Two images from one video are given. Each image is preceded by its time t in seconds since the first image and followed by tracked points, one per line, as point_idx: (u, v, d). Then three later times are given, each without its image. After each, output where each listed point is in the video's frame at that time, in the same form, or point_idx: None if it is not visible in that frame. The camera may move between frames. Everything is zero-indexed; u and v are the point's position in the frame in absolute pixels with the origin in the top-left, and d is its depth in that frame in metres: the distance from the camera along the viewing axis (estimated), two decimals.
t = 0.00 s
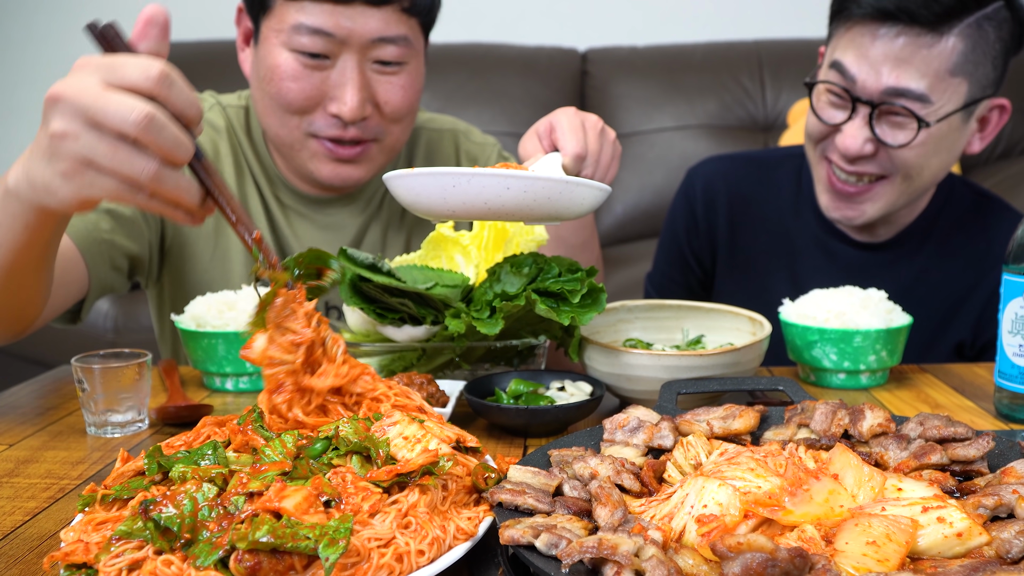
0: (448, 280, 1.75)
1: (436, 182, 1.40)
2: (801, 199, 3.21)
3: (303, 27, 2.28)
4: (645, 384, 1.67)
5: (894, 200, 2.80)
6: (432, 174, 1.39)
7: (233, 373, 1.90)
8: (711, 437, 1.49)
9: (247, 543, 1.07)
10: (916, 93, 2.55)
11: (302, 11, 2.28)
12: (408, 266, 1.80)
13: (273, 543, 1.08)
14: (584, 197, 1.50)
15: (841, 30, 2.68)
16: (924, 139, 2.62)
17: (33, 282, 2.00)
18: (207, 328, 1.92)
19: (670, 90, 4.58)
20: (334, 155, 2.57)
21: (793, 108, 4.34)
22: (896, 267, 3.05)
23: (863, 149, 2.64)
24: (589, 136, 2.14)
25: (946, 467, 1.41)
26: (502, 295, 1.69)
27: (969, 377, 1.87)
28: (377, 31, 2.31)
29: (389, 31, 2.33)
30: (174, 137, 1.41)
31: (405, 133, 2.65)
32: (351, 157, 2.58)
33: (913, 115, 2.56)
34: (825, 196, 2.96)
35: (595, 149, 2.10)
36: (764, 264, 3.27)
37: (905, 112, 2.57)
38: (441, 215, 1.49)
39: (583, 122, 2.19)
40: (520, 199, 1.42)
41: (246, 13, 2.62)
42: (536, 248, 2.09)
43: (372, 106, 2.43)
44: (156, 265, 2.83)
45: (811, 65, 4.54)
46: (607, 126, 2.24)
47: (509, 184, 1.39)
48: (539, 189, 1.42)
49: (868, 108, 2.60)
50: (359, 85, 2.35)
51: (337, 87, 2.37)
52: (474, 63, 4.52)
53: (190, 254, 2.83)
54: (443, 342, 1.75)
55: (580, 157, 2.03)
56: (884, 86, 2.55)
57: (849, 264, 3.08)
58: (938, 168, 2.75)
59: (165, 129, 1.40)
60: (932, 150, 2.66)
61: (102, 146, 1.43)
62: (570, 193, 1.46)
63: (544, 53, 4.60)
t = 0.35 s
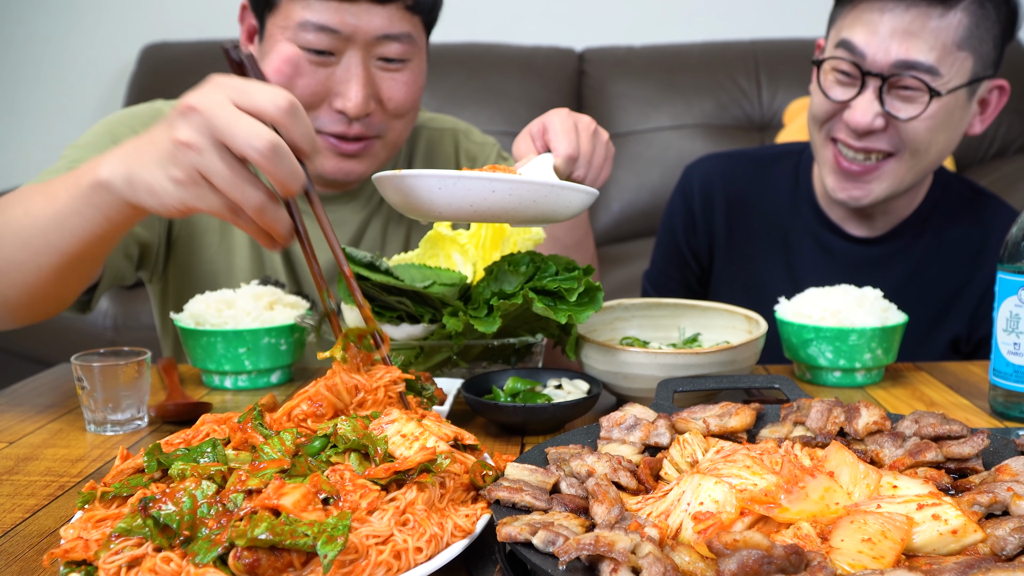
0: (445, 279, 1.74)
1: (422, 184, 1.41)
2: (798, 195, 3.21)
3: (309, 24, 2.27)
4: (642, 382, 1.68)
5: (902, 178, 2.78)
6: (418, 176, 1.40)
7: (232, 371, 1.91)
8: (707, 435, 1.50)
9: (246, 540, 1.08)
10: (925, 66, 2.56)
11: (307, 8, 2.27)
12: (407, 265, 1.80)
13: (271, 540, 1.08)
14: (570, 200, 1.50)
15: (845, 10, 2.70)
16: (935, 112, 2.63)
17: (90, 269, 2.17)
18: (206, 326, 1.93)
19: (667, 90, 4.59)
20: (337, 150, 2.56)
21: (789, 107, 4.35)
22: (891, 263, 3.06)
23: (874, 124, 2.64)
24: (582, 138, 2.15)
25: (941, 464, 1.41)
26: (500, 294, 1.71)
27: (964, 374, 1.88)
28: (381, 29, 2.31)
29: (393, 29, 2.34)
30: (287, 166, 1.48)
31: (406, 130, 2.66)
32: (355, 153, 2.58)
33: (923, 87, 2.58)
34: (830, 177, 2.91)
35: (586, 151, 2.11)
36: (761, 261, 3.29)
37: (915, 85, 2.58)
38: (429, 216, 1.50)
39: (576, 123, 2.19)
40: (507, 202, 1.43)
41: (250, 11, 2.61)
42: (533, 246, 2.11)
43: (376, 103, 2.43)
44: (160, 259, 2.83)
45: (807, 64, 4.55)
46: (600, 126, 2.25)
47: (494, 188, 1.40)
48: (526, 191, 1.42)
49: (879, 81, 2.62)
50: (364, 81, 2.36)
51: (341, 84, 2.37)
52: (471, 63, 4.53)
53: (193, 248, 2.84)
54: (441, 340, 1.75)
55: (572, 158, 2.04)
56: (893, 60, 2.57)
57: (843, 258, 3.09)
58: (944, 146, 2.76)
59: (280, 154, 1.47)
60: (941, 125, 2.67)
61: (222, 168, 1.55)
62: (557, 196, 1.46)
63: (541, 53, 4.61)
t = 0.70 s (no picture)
0: (442, 278, 1.75)
1: (423, 188, 1.42)
2: (797, 191, 3.22)
3: (321, 26, 2.29)
4: (639, 380, 1.69)
5: (906, 160, 2.77)
6: (419, 179, 1.40)
7: (230, 370, 1.91)
8: (704, 433, 1.51)
9: (246, 537, 1.08)
10: (932, 46, 2.59)
11: (319, 10, 2.29)
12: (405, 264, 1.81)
13: (270, 538, 1.08)
14: (571, 205, 1.51)
15: None
16: (940, 92, 2.64)
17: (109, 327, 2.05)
18: (204, 325, 1.94)
19: (664, 89, 4.60)
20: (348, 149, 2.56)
21: (786, 107, 4.36)
22: (889, 257, 3.07)
23: (881, 103, 2.64)
24: (582, 139, 2.16)
25: (936, 462, 1.42)
26: (497, 293, 1.72)
27: (959, 373, 1.89)
28: (392, 31, 2.31)
29: (404, 31, 2.34)
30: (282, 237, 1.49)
31: (412, 131, 2.66)
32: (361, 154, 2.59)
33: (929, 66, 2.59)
34: (833, 161, 2.87)
35: (586, 154, 2.12)
36: (761, 259, 3.28)
37: (921, 64, 2.60)
38: (430, 218, 1.51)
39: (576, 124, 2.20)
40: (507, 206, 1.44)
41: (256, 12, 2.62)
42: (530, 245, 2.10)
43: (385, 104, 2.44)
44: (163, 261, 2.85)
45: (803, 64, 4.57)
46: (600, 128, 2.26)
47: (495, 190, 1.40)
48: (525, 196, 1.43)
49: (885, 60, 2.63)
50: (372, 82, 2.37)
51: (353, 85, 2.38)
52: (469, 62, 4.53)
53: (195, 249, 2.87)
54: (439, 339, 1.75)
55: (572, 161, 2.05)
56: (900, 40, 2.59)
57: (842, 253, 3.09)
58: (948, 131, 2.75)
59: (275, 227, 1.48)
60: (946, 107, 2.67)
61: (213, 241, 1.50)
62: (557, 200, 1.47)
63: (538, 53, 4.62)
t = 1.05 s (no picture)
0: (440, 276, 1.79)
1: (420, 181, 1.42)
2: (796, 187, 3.23)
3: (319, 20, 2.30)
4: (635, 378, 1.70)
5: (907, 143, 2.77)
6: (416, 173, 1.40)
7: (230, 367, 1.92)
8: (700, 430, 1.51)
9: (246, 535, 1.09)
10: (932, 28, 2.64)
11: (317, 4, 2.30)
12: (403, 262, 1.84)
13: (271, 535, 1.09)
14: (567, 197, 1.52)
15: None
16: (941, 73, 2.66)
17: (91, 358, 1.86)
18: (203, 323, 1.94)
19: (660, 89, 4.60)
20: (343, 149, 2.58)
21: (782, 106, 4.37)
22: (886, 251, 3.08)
23: (883, 84, 2.66)
24: (578, 137, 2.16)
25: (931, 459, 1.43)
26: (495, 291, 1.72)
27: (954, 371, 1.90)
28: (389, 25, 2.32)
29: (402, 26, 2.35)
30: (140, 372, 1.47)
31: (409, 128, 2.67)
32: (359, 150, 2.60)
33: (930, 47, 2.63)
34: (837, 145, 2.87)
35: (582, 150, 2.13)
36: (760, 255, 3.27)
37: (923, 45, 2.63)
38: (427, 213, 1.51)
39: (572, 123, 2.21)
40: (503, 198, 1.44)
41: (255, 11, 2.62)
42: (526, 244, 2.12)
43: (382, 99, 2.45)
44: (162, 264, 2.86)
45: (800, 64, 4.58)
46: (595, 126, 2.27)
47: (492, 184, 1.41)
48: (522, 188, 1.43)
49: (887, 41, 2.65)
50: (369, 77, 2.38)
51: (348, 80, 2.39)
52: (467, 62, 4.54)
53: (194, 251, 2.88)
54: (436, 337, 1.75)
55: (568, 157, 2.04)
56: (900, 23, 2.65)
57: (842, 247, 3.10)
58: (948, 113, 2.77)
59: (129, 371, 1.47)
60: (945, 88, 2.69)
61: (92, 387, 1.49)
62: (553, 192, 1.48)
63: (536, 52, 4.63)
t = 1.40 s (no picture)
0: (438, 275, 1.80)
1: (417, 184, 1.43)
2: (791, 183, 3.24)
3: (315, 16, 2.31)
4: (632, 376, 1.70)
5: (895, 128, 2.78)
6: (414, 175, 1.42)
7: (229, 365, 1.93)
8: (696, 428, 1.52)
9: (245, 532, 1.10)
10: (914, 14, 2.67)
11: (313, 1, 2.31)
12: (401, 261, 1.86)
13: (269, 532, 1.10)
14: (564, 196, 1.52)
15: None
16: (926, 58, 2.69)
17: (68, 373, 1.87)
18: (202, 321, 1.95)
19: (656, 88, 4.61)
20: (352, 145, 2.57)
21: (778, 105, 4.38)
22: (878, 247, 3.09)
23: (868, 68, 2.69)
24: (573, 138, 2.16)
25: (926, 457, 1.44)
26: (492, 289, 1.73)
27: (949, 369, 1.91)
28: (391, 20, 2.33)
29: (398, 22, 2.36)
30: (107, 379, 1.33)
31: (407, 126, 2.68)
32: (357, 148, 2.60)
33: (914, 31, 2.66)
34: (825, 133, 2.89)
35: (578, 152, 2.13)
36: (754, 252, 3.28)
37: (907, 29, 2.66)
38: (425, 216, 1.52)
39: (567, 124, 2.22)
40: (501, 199, 1.45)
41: (247, 13, 2.63)
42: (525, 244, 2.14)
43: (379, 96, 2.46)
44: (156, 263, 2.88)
45: (796, 63, 4.59)
46: (590, 128, 2.27)
47: (490, 184, 1.41)
48: (520, 188, 1.44)
49: (871, 27, 2.69)
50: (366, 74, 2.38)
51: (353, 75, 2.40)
52: (465, 62, 4.54)
53: (186, 251, 2.90)
54: (434, 334, 1.74)
55: (563, 159, 2.05)
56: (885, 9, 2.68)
57: (835, 242, 3.11)
58: (936, 101, 2.78)
59: (96, 381, 1.32)
60: (932, 73, 2.72)
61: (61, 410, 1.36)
62: (550, 192, 1.48)
63: (533, 52, 4.64)
